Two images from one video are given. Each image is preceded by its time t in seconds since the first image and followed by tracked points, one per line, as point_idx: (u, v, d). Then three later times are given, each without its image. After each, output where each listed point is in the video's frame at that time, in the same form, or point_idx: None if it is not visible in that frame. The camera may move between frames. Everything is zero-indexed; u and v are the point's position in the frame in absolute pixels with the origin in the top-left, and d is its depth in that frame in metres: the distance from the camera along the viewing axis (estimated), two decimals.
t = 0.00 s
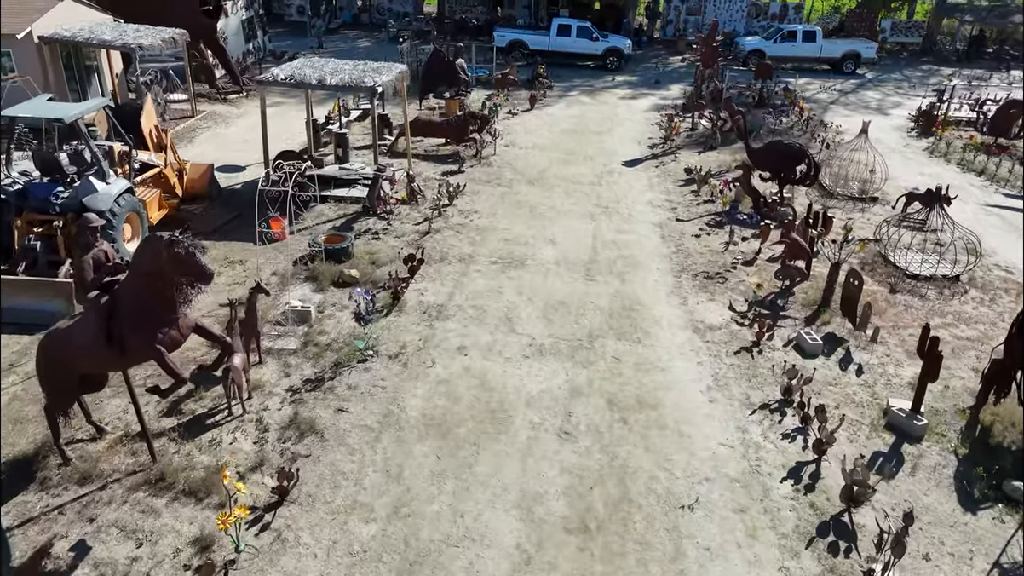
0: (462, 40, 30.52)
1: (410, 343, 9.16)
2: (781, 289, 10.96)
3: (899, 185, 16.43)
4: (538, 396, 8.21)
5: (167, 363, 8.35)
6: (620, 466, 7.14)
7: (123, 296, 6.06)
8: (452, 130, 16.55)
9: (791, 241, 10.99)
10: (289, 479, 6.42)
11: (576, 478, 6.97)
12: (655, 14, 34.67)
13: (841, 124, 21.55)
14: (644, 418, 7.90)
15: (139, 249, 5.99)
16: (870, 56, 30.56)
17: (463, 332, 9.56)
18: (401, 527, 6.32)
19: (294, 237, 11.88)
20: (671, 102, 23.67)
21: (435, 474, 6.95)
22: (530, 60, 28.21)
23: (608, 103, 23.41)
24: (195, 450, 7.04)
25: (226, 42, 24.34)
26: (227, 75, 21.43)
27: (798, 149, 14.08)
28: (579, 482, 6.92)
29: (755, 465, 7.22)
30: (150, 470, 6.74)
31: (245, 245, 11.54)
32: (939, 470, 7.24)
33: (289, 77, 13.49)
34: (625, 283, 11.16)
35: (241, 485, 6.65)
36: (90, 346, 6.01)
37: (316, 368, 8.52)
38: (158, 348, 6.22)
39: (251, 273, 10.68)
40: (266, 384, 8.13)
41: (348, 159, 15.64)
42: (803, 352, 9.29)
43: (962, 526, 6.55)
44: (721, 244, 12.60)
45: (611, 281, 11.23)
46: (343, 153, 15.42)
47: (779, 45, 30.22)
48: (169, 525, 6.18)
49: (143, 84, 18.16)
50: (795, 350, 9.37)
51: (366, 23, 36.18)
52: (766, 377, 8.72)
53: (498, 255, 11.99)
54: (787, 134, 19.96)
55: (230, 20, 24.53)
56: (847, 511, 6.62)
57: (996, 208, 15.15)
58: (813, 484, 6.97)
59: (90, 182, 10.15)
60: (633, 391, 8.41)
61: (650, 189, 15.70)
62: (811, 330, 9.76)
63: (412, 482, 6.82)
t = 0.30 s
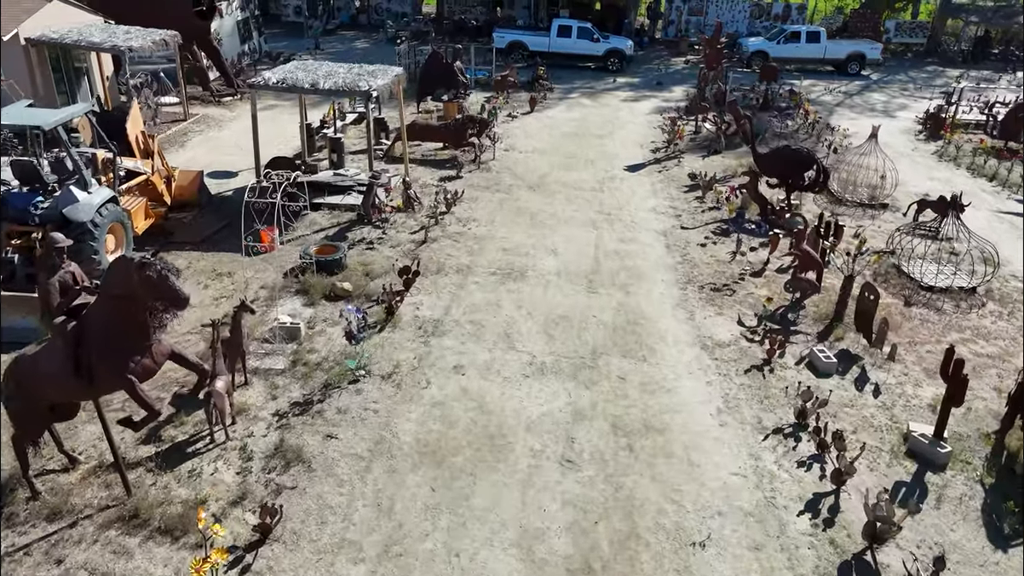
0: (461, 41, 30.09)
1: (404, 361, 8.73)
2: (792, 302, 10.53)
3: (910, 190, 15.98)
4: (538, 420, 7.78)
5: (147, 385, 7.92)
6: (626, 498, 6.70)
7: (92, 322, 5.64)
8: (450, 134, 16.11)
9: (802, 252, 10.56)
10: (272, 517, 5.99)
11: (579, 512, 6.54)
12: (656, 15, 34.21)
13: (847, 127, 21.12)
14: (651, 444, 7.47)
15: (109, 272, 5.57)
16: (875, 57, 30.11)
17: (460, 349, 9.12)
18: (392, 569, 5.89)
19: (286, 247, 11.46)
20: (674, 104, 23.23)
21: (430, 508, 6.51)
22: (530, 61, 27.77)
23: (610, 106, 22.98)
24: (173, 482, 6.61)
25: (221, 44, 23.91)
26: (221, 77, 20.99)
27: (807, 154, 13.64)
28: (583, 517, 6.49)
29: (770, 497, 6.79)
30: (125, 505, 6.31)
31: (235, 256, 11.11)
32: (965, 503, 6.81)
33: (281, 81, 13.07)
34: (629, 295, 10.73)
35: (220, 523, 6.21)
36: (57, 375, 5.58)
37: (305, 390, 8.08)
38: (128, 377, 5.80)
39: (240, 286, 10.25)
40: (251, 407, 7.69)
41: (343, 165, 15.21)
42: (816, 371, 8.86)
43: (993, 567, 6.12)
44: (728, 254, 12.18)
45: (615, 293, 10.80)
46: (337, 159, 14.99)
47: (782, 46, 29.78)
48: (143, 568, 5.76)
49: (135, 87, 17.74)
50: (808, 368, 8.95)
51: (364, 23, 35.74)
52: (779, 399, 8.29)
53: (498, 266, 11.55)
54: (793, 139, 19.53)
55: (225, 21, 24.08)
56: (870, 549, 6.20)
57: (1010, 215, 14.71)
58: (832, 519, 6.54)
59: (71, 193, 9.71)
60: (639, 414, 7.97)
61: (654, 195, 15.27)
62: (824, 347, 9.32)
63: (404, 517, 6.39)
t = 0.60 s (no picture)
0: (460, 43, 29.65)
1: (398, 383, 8.27)
2: (804, 318, 10.08)
3: (921, 197, 15.54)
4: (539, 449, 7.32)
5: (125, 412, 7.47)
6: (633, 537, 6.26)
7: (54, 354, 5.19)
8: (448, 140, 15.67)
9: (814, 266, 10.11)
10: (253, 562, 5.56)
11: (583, 553, 6.10)
12: (658, 15, 33.73)
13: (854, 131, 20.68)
14: (659, 475, 7.02)
15: (72, 300, 5.13)
16: (881, 58, 29.65)
17: (457, 370, 8.67)
18: None
19: (277, 259, 11.02)
20: (677, 107, 22.79)
21: (423, 549, 6.06)
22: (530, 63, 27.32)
23: (612, 109, 22.54)
24: (147, 520, 6.16)
25: (215, 46, 23.45)
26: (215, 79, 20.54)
27: (816, 162, 13.19)
28: (588, 559, 6.04)
29: (788, 535, 6.34)
30: (94, 547, 5.87)
31: (223, 269, 10.67)
32: (997, 541, 6.36)
33: (272, 86, 12.59)
34: (634, 310, 10.29)
35: (197, 567, 5.77)
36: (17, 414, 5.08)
37: (293, 416, 7.63)
38: (96, 415, 5.38)
39: (228, 301, 9.80)
40: (234, 435, 7.25)
41: (338, 171, 14.77)
42: (832, 394, 8.42)
43: None
44: (736, 266, 11.73)
45: (619, 308, 10.36)
46: (332, 165, 14.55)
47: (786, 47, 29.32)
48: None
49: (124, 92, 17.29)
50: (823, 391, 8.50)
51: (362, 24, 35.28)
52: (794, 424, 7.85)
53: (497, 278, 11.11)
54: (799, 143, 19.09)
55: (219, 22, 23.61)
56: None
57: None
58: (854, 561, 6.10)
59: (50, 204, 9.26)
60: (647, 441, 7.52)
61: (658, 202, 14.83)
62: (839, 367, 8.88)
63: (395, 560, 5.94)
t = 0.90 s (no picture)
0: (460, 44, 29.23)
1: (392, 406, 7.83)
2: (818, 334, 9.64)
3: (934, 203, 15.12)
4: (541, 480, 6.87)
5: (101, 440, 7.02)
6: None
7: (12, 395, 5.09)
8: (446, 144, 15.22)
9: (830, 280, 9.66)
10: None
11: None
12: (660, 16, 33.28)
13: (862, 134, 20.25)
14: (669, 510, 6.58)
15: (31, 340, 5.05)
16: (886, 59, 29.23)
17: (455, 391, 8.22)
18: None
19: (268, 271, 10.59)
20: (680, 109, 22.35)
21: None
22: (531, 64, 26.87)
23: (614, 111, 22.11)
24: (119, 564, 5.72)
25: (210, 47, 23.01)
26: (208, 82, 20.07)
27: (827, 168, 12.74)
28: None
29: None
30: None
31: (211, 281, 10.22)
32: None
33: (264, 90, 12.10)
34: (640, 325, 9.84)
35: None
36: None
37: (279, 443, 7.18)
38: (57, 457, 5.24)
39: (216, 316, 9.35)
40: (216, 466, 6.80)
41: (333, 177, 14.32)
42: (851, 418, 7.97)
43: None
44: (746, 277, 11.29)
45: (624, 322, 9.91)
46: (327, 170, 14.11)
47: (791, 48, 28.87)
48: None
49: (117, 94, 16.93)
50: (841, 413, 8.05)
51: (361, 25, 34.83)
52: (811, 452, 7.39)
53: (497, 290, 10.67)
54: (806, 147, 18.68)
55: (213, 23, 23.15)
56: None
57: None
58: None
59: (27, 216, 8.80)
60: (656, 471, 7.08)
61: (663, 209, 14.39)
62: (857, 388, 8.43)
63: None
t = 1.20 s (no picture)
0: (459, 46, 28.76)
1: (384, 434, 7.37)
2: (833, 353, 9.18)
3: (947, 211, 14.68)
4: (543, 518, 6.43)
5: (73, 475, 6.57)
6: None
7: None
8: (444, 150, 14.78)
9: (845, 296, 9.21)
10: None
11: None
12: (662, 16, 32.80)
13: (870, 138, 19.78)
14: (680, 552, 6.13)
15: None
16: (892, 61, 28.74)
17: (452, 416, 7.76)
18: None
19: (257, 285, 10.14)
20: (684, 113, 21.89)
21: None
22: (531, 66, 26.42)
23: (616, 114, 21.64)
24: None
25: (204, 49, 22.54)
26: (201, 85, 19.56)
27: (838, 176, 12.30)
28: None
29: None
30: None
31: (197, 296, 9.77)
32: None
33: (254, 96, 11.61)
34: (646, 343, 9.37)
35: None
36: None
37: (264, 476, 6.72)
38: (10, 511, 5.23)
39: (201, 334, 8.90)
40: (195, 503, 6.35)
41: (327, 184, 13.86)
42: (871, 446, 7.52)
43: None
44: (755, 291, 10.83)
45: (630, 340, 9.45)
46: (320, 178, 13.66)
47: (795, 49, 28.40)
48: None
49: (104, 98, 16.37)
50: (861, 441, 7.60)
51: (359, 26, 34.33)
52: (831, 484, 6.94)
53: (496, 305, 10.21)
54: (813, 152, 18.22)
55: (207, 24, 22.66)
56: None
57: None
58: None
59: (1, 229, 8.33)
60: (665, 506, 6.63)
61: (667, 218, 13.93)
62: (876, 413, 7.98)
63: None
